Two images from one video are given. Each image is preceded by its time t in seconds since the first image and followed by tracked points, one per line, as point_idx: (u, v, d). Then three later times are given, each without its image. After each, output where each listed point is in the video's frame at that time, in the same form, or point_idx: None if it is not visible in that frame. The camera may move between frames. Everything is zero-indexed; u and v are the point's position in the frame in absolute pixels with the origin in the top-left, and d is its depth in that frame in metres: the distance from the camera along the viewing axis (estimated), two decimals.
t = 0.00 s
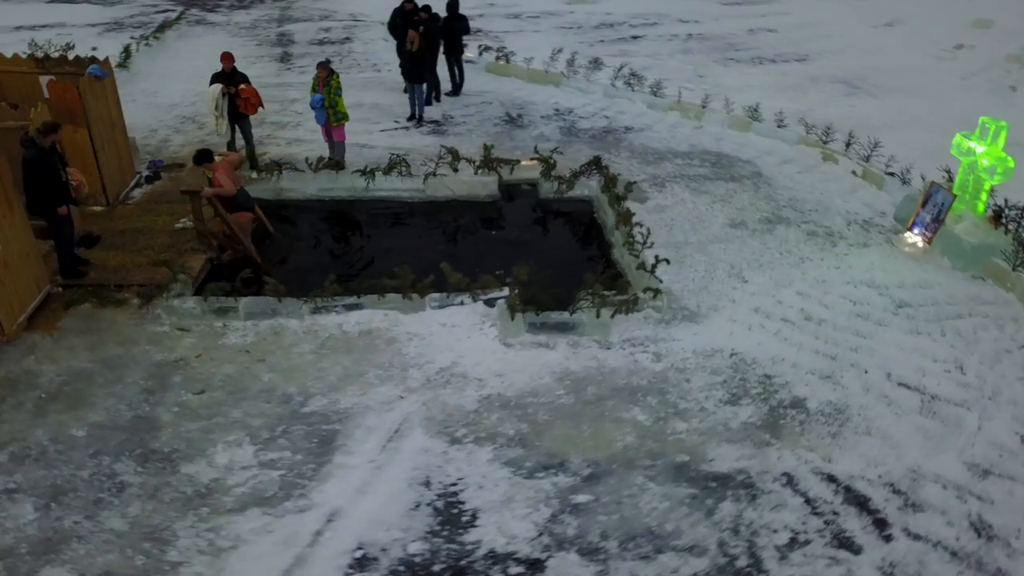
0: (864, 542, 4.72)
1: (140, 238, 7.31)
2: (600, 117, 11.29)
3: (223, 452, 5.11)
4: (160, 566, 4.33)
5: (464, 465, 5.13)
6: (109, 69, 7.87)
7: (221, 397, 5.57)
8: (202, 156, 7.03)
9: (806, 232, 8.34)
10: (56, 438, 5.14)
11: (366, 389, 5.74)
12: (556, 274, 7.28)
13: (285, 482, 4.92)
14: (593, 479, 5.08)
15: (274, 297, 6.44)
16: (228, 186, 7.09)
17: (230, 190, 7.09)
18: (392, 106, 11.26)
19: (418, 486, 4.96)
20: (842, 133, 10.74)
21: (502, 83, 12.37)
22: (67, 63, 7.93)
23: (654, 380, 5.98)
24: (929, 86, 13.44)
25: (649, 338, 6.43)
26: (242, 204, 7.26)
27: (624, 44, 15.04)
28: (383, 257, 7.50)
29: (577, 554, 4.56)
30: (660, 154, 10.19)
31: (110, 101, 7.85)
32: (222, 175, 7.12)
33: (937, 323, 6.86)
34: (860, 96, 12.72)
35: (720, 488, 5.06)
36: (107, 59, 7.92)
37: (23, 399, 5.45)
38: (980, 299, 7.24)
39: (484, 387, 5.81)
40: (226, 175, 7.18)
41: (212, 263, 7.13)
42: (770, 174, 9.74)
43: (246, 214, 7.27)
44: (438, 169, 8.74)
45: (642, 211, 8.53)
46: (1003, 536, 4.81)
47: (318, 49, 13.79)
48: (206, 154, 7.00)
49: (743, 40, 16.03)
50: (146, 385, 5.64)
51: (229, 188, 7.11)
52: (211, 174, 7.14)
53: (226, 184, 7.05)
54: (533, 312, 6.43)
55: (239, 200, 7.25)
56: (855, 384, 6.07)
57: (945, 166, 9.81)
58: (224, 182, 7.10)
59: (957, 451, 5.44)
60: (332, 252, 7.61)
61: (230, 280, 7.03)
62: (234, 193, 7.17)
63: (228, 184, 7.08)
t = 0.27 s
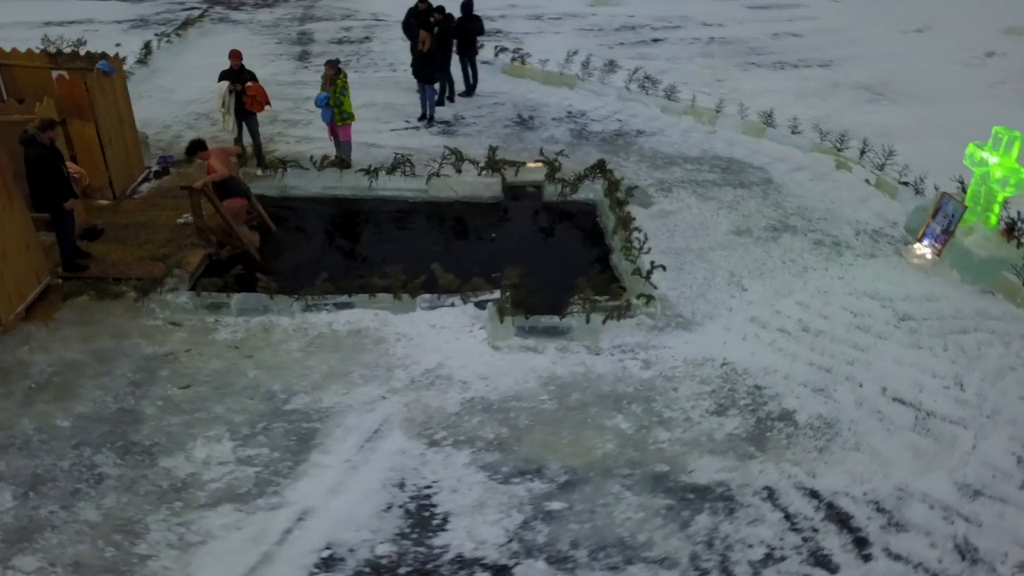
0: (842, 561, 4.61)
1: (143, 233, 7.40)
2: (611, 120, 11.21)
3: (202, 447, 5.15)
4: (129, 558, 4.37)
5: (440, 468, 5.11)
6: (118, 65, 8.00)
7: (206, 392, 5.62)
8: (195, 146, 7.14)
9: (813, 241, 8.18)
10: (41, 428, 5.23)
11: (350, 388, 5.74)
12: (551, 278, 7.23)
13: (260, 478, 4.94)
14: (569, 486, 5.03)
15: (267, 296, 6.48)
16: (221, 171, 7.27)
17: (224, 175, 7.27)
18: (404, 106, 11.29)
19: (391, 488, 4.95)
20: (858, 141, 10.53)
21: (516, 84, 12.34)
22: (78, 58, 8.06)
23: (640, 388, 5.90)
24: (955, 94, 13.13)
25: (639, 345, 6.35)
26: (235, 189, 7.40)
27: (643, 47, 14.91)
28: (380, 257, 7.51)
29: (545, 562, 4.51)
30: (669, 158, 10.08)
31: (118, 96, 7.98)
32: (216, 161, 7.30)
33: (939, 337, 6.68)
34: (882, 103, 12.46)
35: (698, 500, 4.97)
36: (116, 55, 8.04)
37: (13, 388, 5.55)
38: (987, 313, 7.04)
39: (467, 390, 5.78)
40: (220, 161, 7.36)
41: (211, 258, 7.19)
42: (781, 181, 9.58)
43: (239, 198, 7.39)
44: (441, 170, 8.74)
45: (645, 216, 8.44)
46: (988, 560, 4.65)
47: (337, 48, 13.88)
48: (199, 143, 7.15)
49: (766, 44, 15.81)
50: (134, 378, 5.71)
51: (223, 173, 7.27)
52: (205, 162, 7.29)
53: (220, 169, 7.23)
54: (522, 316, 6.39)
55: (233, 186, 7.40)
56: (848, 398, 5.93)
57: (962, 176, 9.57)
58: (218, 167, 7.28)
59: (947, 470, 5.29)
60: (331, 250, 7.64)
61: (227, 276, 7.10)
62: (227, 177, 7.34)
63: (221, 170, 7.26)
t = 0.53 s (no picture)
0: None
1: (145, 227, 7.50)
2: (624, 124, 11.11)
3: (183, 441, 5.19)
4: (100, 549, 4.42)
5: (416, 470, 5.09)
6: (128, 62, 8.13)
7: (192, 387, 5.67)
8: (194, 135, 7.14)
9: (819, 250, 8.02)
10: (29, 417, 5.32)
11: (334, 386, 5.76)
12: (546, 281, 7.18)
13: (236, 474, 4.97)
14: (544, 493, 4.98)
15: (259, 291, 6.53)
16: (212, 153, 7.19)
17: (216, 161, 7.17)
18: (416, 106, 11.31)
19: (366, 488, 4.95)
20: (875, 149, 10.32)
21: (531, 86, 12.30)
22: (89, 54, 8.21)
23: (626, 395, 5.83)
24: (981, 102, 12.80)
25: (629, 351, 6.28)
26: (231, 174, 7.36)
27: (663, 50, 14.78)
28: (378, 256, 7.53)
29: (512, 568, 4.47)
30: (679, 163, 9.96)
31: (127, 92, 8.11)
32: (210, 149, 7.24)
33: (941, 352, 6.50)
34: (904, 110, 12.19)
35: (674, 511, 4.89)
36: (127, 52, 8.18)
37: (5, 377, 5.65)
38: (994, 328, 6.83)
39: (451, 392, 5.77)
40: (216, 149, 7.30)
41: (210, 253, 7.26)
42: (791, 188, 9.41)
43: (233, 182, 7.32)
44: (445, 170, 8.74)
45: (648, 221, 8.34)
46: None
47: (356, 47, 13.96)
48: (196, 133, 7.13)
49: (790, 49, 15.58)
50: (123, 371, 5.79)
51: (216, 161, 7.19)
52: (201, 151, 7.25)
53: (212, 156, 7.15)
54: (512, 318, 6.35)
55: (229, 172, 7.35)
56: (840, 411, 5.80)
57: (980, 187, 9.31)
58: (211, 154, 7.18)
59: (937, 489, 5.14)
60: (330, 248, 7.67)
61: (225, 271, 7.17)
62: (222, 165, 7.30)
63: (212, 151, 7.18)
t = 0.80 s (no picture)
0: None
1: (150, 221, 7.62)
2: (639, 128, 10.99)
3: (162, 433, 5.26)
4: (69, 536, 4.50)
5: (388, 471, 5.09)
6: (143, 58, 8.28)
7: (177, 379, 5.74)
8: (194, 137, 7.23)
9: (826, 261, 7.83)
10: (17, 404, 5.44)
11: (317, 384, 5.78)
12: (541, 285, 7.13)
13: (210, 468, 5.02)
14: (514, 499, 4.93)
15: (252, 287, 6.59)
16: (209, 151, 7.21)
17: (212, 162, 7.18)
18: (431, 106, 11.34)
19: (336, 487, 4.96)
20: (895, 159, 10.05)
21: (549, 88, 12.24)
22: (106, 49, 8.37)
23: (609, 403, 5.75)
24: (1015, 113, 12.39)
25: (618, 359, 6.19)
26: (230, 173, 7.38)
27: (689, 54, 14.59)
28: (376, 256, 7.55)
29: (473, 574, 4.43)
30: (692, 169, 9.82)
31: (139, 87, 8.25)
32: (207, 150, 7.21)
33: (943, 371, 6.30)
34: (932, 120, 11.86)
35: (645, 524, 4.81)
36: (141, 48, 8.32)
37: None
38: (1003, 348, 6.59)
39: (432, 394, 5.75)
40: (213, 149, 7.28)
41: (210, 247, 7.36)
42: (805, 197, 9.21)
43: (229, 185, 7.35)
44: (450, 171, 8.74)
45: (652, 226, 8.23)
46: None
47: (379, 47, 14.04)
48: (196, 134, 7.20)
49: (820, 55, 15.26)
50: (113, 361, 5.89)
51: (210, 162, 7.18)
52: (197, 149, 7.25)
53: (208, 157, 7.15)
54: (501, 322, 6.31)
55: (226, 172, 7.37)
56: (828, 428, 5.65)
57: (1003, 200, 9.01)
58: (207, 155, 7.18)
59: (921, 513, 4.97)
60: (330, 245, 7.72)
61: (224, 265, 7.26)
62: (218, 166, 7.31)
63: (207, 148, 7.19)
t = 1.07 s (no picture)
0: None
1: (155, 214, 7.73)
2: (652, 132, 10.88)
3: (147, 425, 5.33)
4: (46, 525, 4.57)
5: (366, 471, 5.09)
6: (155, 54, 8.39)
7: (167, 373, 5.81)
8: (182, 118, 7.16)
9: (832, 271, 7.67)
10: (10, 393, 5.55)
11: (303, 382, 5.81)
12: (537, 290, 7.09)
13: (190, 462, 5.07)
14: (489, 504, 4.90)
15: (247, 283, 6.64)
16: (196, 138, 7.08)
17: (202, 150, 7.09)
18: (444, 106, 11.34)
19: (312, 485, 4.97)
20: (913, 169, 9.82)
21: (565, 90, 12.18)
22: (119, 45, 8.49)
23: (594, 410, 5.68)
24: None
25: (607, 365, 6.13)
26: (221, 161, 7.28)
27: (711, 58, 14.41)
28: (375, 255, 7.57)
29: None
30: (702, 174, 9.69)
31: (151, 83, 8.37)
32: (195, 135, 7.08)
33: (943, 387, 6.12)
34: (957, 129, 11.56)
35: (619, 534, 4.74)
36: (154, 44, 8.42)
37: None
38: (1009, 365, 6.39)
39: (417, 395, 5.74)
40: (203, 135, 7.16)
41: (211, 242, 7.43)
42: (816, 205, 9.03)
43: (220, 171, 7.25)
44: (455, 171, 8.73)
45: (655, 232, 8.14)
46: None
47: (399, 46, 14.09)
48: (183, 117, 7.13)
49: (847, 60, 14.97)
50: (106, 353, 5.98)
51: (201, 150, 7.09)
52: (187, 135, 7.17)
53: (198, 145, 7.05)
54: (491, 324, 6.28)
55: (219, 159, 7.27)
56: (818, 443, 5.52)
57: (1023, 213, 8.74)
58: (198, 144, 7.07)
59: (906, 533, 4.83)
60: (331, 243, 7.76)
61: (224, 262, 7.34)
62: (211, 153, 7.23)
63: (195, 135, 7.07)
